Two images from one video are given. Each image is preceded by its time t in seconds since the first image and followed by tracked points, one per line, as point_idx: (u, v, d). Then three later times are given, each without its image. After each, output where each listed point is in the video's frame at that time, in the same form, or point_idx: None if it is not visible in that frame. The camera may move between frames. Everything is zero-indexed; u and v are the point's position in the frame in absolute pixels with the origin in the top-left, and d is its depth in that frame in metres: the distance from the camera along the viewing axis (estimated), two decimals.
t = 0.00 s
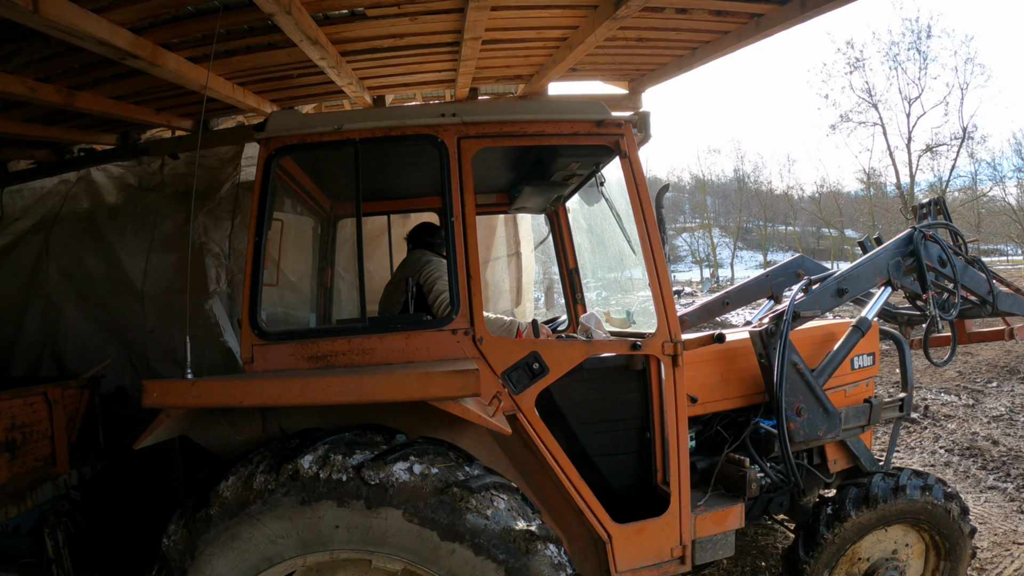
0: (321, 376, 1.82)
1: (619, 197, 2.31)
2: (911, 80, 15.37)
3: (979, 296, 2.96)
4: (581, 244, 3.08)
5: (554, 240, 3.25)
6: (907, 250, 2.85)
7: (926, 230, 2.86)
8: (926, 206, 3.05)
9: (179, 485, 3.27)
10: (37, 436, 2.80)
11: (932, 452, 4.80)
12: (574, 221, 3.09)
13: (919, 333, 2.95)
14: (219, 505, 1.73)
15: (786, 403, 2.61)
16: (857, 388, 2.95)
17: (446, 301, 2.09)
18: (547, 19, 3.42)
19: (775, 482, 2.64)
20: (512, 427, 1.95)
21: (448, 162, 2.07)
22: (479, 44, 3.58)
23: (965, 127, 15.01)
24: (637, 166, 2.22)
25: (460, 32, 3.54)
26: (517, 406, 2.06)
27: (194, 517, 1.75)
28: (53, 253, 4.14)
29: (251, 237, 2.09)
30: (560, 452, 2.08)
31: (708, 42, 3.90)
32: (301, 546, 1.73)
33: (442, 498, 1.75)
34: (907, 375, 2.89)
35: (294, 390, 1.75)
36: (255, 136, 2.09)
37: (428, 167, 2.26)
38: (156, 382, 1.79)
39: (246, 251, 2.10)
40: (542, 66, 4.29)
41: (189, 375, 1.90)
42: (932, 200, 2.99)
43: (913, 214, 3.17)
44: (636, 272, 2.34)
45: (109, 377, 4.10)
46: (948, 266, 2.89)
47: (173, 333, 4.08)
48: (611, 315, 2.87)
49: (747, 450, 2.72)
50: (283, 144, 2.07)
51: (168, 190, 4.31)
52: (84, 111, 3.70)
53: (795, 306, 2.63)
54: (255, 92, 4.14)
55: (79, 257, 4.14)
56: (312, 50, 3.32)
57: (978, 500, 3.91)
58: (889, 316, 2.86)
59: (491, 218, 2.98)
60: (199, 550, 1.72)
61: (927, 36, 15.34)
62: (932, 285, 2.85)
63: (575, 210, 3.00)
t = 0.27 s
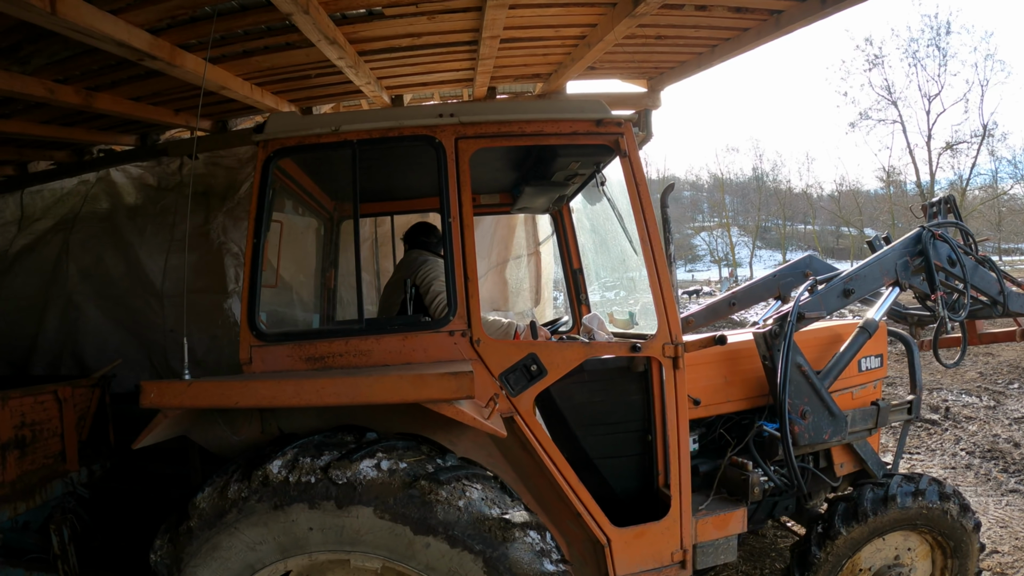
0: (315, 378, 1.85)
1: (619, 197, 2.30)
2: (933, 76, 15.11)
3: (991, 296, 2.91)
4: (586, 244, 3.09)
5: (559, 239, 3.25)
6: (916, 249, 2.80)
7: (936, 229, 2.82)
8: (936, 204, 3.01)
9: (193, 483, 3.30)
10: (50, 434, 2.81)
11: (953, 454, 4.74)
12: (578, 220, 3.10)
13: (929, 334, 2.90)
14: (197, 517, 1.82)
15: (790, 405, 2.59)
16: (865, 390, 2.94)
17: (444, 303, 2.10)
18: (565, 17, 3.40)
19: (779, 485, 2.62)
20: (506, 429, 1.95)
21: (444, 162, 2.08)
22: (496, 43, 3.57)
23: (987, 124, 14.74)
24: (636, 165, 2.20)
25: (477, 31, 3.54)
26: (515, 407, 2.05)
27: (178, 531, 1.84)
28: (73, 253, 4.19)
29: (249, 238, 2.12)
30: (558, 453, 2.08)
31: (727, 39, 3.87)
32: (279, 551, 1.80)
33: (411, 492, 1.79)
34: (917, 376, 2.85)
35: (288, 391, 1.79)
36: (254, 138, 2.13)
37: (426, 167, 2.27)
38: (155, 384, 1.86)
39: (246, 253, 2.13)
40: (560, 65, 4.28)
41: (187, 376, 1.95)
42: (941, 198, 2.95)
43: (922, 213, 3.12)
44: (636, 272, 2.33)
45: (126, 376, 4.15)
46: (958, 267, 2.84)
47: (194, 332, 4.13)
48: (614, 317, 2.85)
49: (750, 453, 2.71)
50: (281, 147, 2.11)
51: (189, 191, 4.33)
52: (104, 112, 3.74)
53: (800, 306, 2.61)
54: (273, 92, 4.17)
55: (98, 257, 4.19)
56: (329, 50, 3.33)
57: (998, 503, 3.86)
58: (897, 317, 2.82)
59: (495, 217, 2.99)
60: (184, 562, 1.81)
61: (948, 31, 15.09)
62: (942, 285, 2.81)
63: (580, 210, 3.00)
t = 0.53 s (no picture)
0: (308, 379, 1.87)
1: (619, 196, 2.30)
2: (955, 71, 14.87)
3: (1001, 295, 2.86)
4: (589, 245, 3.09)
5: (562, 238, 3.30)
6: (923, 247, 2.77)
7: (944, 227, 2.78)
8: (946, 201, 2.96)
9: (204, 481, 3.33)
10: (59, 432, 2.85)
11: (974, 456, 4.67)
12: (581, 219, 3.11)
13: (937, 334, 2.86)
14: (179, 528, 1.84)
15: (793, 406, 2.56)
16: (872, 392, 2.90)
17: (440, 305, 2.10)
18: (583, 14, 3.39)
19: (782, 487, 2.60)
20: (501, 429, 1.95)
21: (440, 162, 2.09)
22: (515, 40, 3.57)
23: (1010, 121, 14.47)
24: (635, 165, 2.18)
25: (496, 28, 3.53)
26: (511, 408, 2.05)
27: (164, 545, 1.87)
28: (92, 252, 4.25)
29: (248, 239, 2.15)
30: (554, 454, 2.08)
31: (747, 35, 3.83)
32: (259, 555, 1.80)
33: (378, 486, 1.79)
34: (925, 376, 2.81)
35: (282, 391, 1.81)
36: (253, 141, 2.16)
37: (423, 167, 2.27)
38: (153, 383, 1.89)
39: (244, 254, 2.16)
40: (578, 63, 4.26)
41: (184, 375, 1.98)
42: (951, 195, 2.91)
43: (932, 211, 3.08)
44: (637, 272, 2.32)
45: (139, 374, 4.20)
46: (967, 265, 2.80)
47: (212, 331, 4.18)
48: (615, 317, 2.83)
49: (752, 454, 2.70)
50: (278, 149, 2.14)
51: (206, 190, 4.37)
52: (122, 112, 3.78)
53: (803, 306, 2.58)
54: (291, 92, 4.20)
55: (117, 257, 4.25)
56: (347, 49, 3.35)
57: (1020, 507, 3.80)
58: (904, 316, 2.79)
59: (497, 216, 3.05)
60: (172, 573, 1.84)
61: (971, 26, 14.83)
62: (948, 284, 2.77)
63: (583, 209, 3.01)
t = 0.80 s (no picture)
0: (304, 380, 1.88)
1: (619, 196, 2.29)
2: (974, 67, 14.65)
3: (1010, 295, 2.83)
4: (592, 246, 3.10)
5: (566, 240, 3.30)
6: (929, 247, 2.73)
7: (951, 226, 2.74)
8: (953, 200, 2.93)
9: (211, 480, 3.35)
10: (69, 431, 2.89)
11: (993, 458, 4.62)
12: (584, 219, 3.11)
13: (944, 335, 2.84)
14: (169, 539, 1.87)
15: (795, 407, 2.55)
16: (877, 392, 2.88)
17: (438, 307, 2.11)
18: (599, 12, 3.38)
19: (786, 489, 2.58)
20: (497, 432, 1.95)
21: (438, 164, 2.09)
22: (532, 39, 3.57)
23: None
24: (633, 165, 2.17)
25: (513, 27, 3.53)
26: (510, 409, 2.06)
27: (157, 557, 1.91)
28: (112, 252, 4.29)
29: (249, 242, 2.18)
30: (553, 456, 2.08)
31: (765, 32, 3.80)
32: (248, 560, 1.82)
33: (353, 483, 1.79)
34: (932, 377, 2.77)
35: (279, 392, 1.82)
36: (253, 145, 2.18)
37: (421, 169, 2.27)
38: (153, 385, 1.91)
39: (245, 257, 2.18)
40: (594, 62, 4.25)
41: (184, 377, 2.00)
42: (958, 192, 2.87)
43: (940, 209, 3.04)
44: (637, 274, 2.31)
45: (150, 373, 4.25)
46: (973, 264, 2.77)
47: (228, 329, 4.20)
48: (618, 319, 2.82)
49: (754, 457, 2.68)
50: (277, 152, 2.15)
51: (225, 190, 4.40)
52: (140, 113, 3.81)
53: (806, 306, 2.56)
54: (308, 92, 4.22)
55: (137, 257, 4.28)
56: (363, 49, 3.36)
57: None
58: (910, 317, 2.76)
59: (500, 217, 3.07)
60: None
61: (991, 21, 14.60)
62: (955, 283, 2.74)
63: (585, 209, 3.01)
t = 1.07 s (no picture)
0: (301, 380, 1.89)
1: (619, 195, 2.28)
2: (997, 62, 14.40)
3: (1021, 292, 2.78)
4: (596, 246, 3.09)
5: (569, 240, 3.27)
6: (937, 245, 2.70)
7: (958, 223, 2.70)
8: (961, 196, 2.88)
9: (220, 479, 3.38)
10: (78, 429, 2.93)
11: (1013, 459, 4.55)
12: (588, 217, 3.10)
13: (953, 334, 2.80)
14: (160, 551, 1.90)
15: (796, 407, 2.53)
16: (882, 391, 2.85)
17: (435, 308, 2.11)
18: (614, 9, 3.36)
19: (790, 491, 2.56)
20: (493, 432, 1.96)
21: (436, 164, 2.09)
22: (548, 37, 3.56)
23: None
24: (631, 164, 2.16)
25: (530, 26, 3.53)
26: (507, 409, 2.06)
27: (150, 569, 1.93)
28: (129, 251, 4.33)
29: (249, 244, 2.19)
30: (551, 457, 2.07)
31: (784, 28, 3.76)
32: (234, 565, 1.84)
33: (325, 480, 1.81)
34: (939, 376, 2.73)
35: (277, 393, 1.84)
36: (253, 148, 2.19)
37: (420, 169, 2.28)
38: (153, 385, 1.94)
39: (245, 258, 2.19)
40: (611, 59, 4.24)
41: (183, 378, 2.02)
42: (966, 188, 2.83)
43: (949, 205, 2.99)
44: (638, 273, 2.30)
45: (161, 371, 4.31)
46: (982, 261, 2.72)
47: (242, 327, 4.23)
48: (621, 318, 2.81)
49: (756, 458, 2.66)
50: (276, 155, 2.16)
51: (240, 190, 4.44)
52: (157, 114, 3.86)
53: (809, 305, 2.53)
54: (324, 92, 4.24)
55: (154, 256, 4.32)
56: (380, 48, 3.37)
57: None
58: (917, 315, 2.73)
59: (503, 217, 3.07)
60: None
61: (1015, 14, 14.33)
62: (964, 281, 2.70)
63: (589, 207, 3.00)
